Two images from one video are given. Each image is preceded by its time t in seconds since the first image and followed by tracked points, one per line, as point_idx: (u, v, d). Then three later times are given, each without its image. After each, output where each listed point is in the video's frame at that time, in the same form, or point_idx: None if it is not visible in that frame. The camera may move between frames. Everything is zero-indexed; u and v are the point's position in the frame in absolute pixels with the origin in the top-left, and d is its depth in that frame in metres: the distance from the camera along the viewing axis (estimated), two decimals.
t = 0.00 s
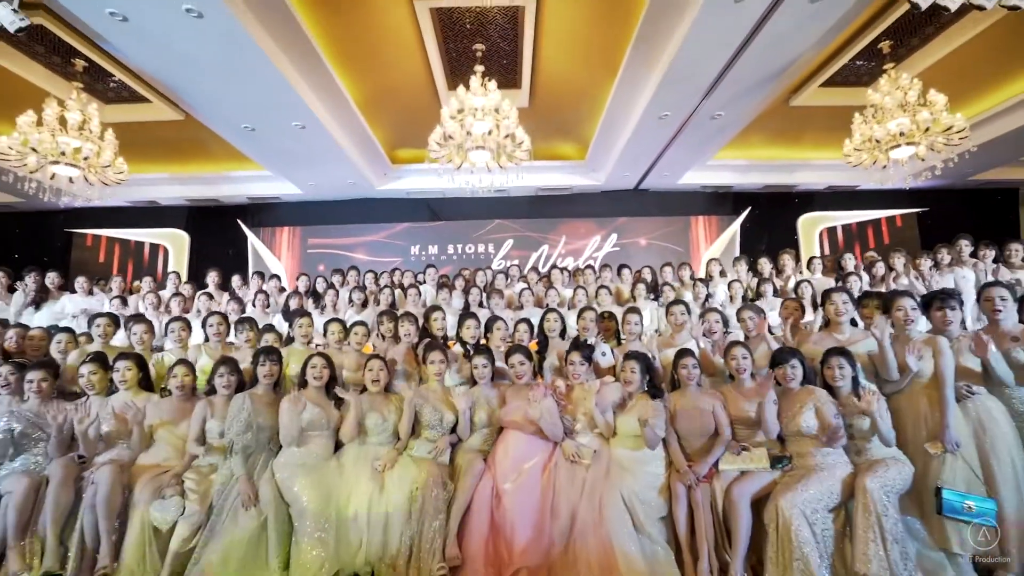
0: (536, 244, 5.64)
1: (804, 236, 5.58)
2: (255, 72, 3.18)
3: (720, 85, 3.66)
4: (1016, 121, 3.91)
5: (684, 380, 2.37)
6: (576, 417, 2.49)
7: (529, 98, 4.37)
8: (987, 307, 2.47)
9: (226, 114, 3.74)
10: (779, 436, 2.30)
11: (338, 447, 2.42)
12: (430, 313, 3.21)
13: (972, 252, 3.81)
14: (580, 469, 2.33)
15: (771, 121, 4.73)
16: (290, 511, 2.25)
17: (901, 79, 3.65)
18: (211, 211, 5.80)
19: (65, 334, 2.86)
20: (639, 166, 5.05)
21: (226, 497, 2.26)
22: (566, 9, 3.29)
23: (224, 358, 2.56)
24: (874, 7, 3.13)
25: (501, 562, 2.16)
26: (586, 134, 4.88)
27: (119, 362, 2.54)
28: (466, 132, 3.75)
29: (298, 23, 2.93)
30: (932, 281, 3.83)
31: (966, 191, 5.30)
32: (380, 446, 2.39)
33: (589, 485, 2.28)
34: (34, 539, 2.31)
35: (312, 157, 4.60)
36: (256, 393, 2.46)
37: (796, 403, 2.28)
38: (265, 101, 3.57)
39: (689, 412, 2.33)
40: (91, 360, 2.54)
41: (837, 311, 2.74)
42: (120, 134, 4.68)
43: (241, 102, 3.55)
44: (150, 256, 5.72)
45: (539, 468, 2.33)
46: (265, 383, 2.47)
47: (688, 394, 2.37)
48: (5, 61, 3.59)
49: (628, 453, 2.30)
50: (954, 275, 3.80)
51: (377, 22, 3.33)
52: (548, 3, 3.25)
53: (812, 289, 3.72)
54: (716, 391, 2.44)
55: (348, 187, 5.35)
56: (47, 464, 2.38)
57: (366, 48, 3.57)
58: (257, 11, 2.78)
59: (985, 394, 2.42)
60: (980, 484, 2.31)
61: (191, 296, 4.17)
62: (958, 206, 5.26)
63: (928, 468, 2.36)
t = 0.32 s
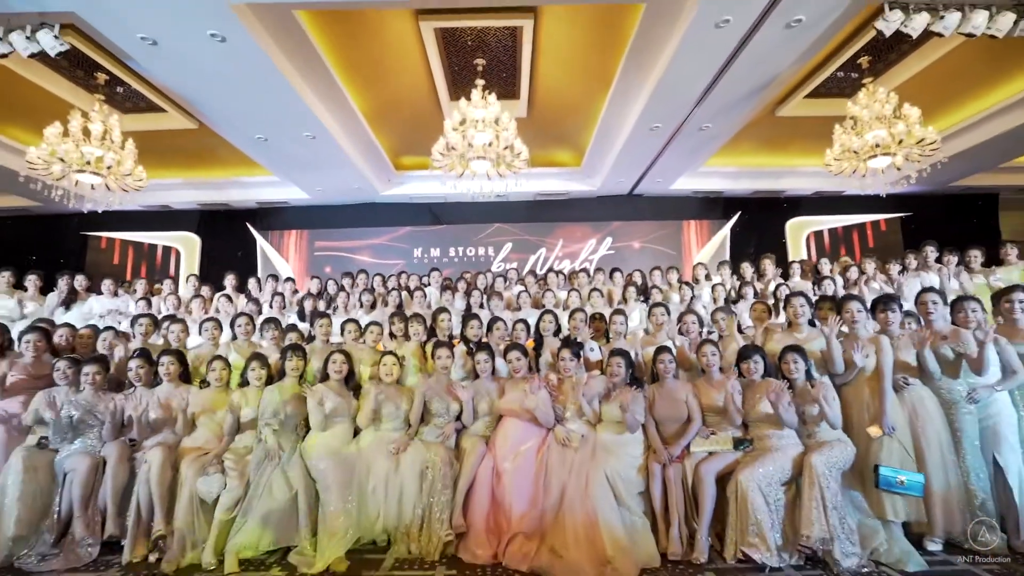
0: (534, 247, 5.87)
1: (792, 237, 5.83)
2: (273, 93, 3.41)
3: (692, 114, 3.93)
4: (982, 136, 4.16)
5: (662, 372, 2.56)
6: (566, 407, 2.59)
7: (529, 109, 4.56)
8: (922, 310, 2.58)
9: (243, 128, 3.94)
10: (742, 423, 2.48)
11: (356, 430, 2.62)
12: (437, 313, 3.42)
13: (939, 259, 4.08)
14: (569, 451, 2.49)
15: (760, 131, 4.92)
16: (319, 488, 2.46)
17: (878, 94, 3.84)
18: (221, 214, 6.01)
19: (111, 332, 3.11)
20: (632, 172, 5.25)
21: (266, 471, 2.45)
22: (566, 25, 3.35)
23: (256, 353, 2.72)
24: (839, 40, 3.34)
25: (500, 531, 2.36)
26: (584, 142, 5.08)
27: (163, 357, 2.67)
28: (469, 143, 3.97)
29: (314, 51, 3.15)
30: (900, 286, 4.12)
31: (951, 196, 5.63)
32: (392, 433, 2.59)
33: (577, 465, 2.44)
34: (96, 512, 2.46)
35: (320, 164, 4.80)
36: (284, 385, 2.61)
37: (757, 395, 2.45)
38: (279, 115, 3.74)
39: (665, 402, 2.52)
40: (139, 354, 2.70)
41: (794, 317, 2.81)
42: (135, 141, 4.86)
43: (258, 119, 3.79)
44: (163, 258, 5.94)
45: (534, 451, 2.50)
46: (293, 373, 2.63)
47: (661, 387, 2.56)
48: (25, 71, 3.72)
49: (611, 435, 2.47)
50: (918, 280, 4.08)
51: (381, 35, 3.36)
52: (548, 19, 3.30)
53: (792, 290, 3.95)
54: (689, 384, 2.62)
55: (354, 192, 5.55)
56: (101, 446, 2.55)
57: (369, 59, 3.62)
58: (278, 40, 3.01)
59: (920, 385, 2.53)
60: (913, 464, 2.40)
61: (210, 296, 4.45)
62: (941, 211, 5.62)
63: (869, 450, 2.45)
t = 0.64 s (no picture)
0: (534, 248, 6.09)
1: (783, 239, 6.04)
2: (286, 106, 3.64)
3: (684, 122, 4.13)
4: (955, 145, 4.44)
5: (647, 361, 2.78)
6: (562, 395, 2.79)
7: (529, 117, 4.76)
8: (876, 307, 2.81)
9: (257, 136, 4.15)
10: (717, 407, 2.71)
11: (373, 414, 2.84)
12: (443, 311, 3.63)
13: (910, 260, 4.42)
14: (564, 434, 2.68)
15: (750, 138, 5.12)
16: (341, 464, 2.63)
17: (858, 103, 4.04)
18: (231, 217, 6.22)
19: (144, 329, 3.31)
20: (628, 176, 5.45)
21: (295, 451, 2.63)
22: (564, 42, 3.55)
23: (281, 347, 2.95)
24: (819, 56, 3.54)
25: (502, 501, 2.56)
26: (581, 148, 5.28)
27: (199, 350, 2.85)
28: (471, 150, 4.17)
29: (328, 66, 3.37)
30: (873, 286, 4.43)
31: (934, 199, 5.91)
32: (403, 419, 2.82)
33: (570, 445, 2.62)
34: (145, 486, 2.63)
35: (328, 169, 5.00)
36: (306, 377, 2.83)
37: (731, 381, 2.69)
38: (292, 124, 3.96)
39: (650, 388, 2.75)
40: (178, 348, 2.84)
41: (765, 314, 3.04)
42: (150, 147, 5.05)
43: (271, 128, 4.00)
44: (176, 260, 6.15)
45: (532, 433, 2.71)
46: (315, 365, 2.84)
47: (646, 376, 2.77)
48: (50, 83, 3.91)
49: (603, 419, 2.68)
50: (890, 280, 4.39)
51: (389, 51, 3.57)
52: (546, 37, 3.50)
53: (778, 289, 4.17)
54: (671, 373, 2.84)
55: (360, 196, 5.77)
56: (145, 428, 2.72)
57: (376, 71, 3.83)
58: (295, 58, 3.23)
59: (873, 373, 2.71)
60: (867, 444, 2.58)
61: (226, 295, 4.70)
62: (924, 214, 5.91)
63: (827, 432, 2.63)
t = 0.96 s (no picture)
0: (534, 250, 6.28)
1: (775, 241, 6.23)
2: (298, 116, 3.83)
3: (678, 130, 4.29)
4: (933, 154, 4.63)
5: (636, 357, 2.97)
6: (558, 387, 2.96)
7: (529, 124, 4.93)
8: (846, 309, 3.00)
9: (269, 143, 4.33)
10: (700, 398, 2.90)
11: (387, 405, 3.04)
12: (449, 310, 3.80)
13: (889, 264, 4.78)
14: (559, 423, 2.87)
15: (742, 144, 5.28)
16: (356, 451, 2.80)
17: (845, 112, 4.20)
18: (240, 220, 6.40)
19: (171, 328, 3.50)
20: (624, 181, 5.63)
21: (314, 436, 2.78)
22: (562, 56, 3.74)
23: (299, 344, 3.13)
24: (805, 68, 3.71)
25: (503, 484, 2.75)
26: (580, 154, 5.45)
27: (224, 347, 3.04)
28: (473, 156, 4.34)
29: (338, 79, 3.56)
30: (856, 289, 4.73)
31: (923, 202, 6.10)
32: (413, 410, 3.00)
33: (566, 434, 2.81)
34: (177, 471, 2.82)
35: (335, 174, 5.17)
36: (326, 371, 3.02)
37: (712, 375, 2.89)
38: (302, 133, 4.15)
39: (640, 382, 2.91)
40: (204, 346, 3.04)
41: (745, 315, 3.23)
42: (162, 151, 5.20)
43: (281, 136, 4.19)
44: (186, 261, 6.34)
45: (531, 424, 2.91)
46: (330, 361, 3.03)
47: (635, 371, 2.96)
48: (72, 92, 4.06)
49: (596, 411, 2.86)
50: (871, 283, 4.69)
51: (395, 63, 3.75)
52: (545, 51, 3.69)
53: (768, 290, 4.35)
54: (659, 368, 3.03)
55: (365, 199, 5.96)
56: (176, 418, 2.90)
57: (383, 82, 4.01)
58: (308, 72, 3.42)
59: (842, 368, 2.90)
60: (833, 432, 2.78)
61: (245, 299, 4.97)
62: (914, 216, 6.10)
63: (799, 421, 2.83)
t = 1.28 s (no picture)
0: (533, 251, 6.44)
1: (768, 243, 6.39)
2: (308, 124, 4.00)
3: (672, 136, 4.45)
4: (918, 159, 4.80)
5: (628, 355, 3.16)
6: (556, 383, 3.13)
7: (529, 129, 5.07)
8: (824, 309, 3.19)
9: (278, 148, 4.48)
10: (687, 393, 3.08)
11: (394, 400, 3.20)
12: (452, 309, 3.96)
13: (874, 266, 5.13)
14: (558, 416, 3.04)
15: (736, 149, 5.43)
16: (368, 442, 2.97)
17: (833, 119, 4.32)
18: (247, 222, 6.57)
19: (193, 327, 3.67)
20: (622, 185, 5.78)
21: (329, 430, 2.96)
22: (560, 67, 3.89)
23: (314, 342, 3.30)
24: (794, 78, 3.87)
25: (504, 472, 2.91)
26: (578, 158, 5.60)
27: (244, 345, 3.24)
28: (475, 162, 4.49)
29: (346, 90, 3.73)
30: (841, 290, 5.08)
31: (913, 205, 6.26)
32: (421, 404, 3.16)
33: (562, 426, 2.98)
34: (202, 460, 2.98)
35: (341, 178, 5.31)
36: (342, 367, 3.18)
37: (699, 371, 3.06)
38: (311, 140, 4.31)
39: (632, 377, 3.12)
40: (225, 344, 3.22)
41: (731, 316, 3.41)
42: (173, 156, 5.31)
43: (290, 143, 4.36)
44: (195, 262, 6.50)
45: (530, 416, 3.07)
46: (343, 358, 3.19)
47: (627, 366, 3.17)
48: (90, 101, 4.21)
49: (591, 405, 3.03)
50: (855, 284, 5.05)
51: (401, 74, 3.91)
52: (543, 64, 3.86)
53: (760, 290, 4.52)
54: (650, 365, 3.21)
55: (369, 202, 6.12)
56: (199, 411, 3.08)
57: (388, 91, 4.17)
58: (318, 83, 3.58)
59: (819, 364, 3.08)
60: (810, 424, 2.97)
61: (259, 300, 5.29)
62: (906, 219, 6.25)
63: (778, 414, 3.00)
